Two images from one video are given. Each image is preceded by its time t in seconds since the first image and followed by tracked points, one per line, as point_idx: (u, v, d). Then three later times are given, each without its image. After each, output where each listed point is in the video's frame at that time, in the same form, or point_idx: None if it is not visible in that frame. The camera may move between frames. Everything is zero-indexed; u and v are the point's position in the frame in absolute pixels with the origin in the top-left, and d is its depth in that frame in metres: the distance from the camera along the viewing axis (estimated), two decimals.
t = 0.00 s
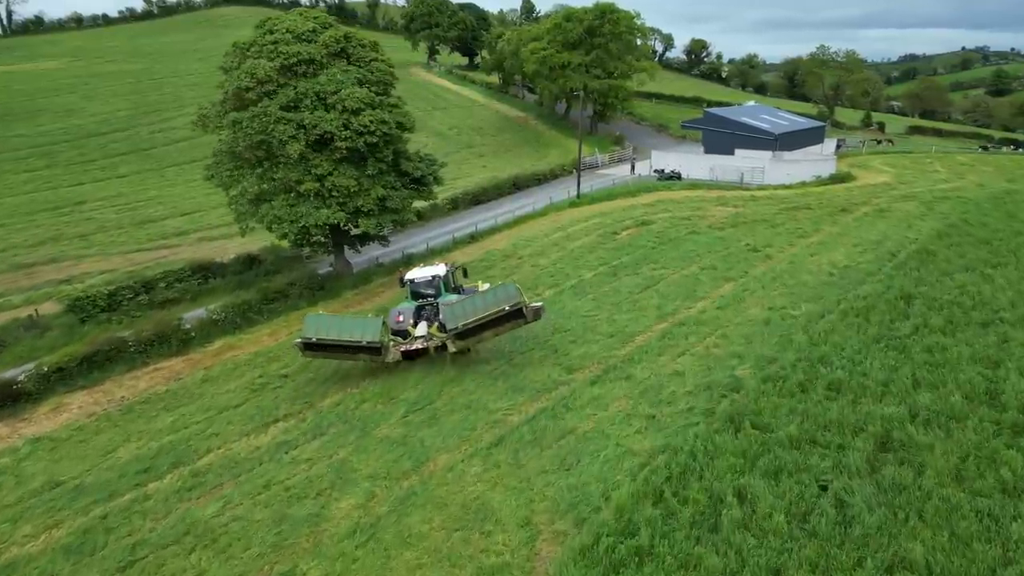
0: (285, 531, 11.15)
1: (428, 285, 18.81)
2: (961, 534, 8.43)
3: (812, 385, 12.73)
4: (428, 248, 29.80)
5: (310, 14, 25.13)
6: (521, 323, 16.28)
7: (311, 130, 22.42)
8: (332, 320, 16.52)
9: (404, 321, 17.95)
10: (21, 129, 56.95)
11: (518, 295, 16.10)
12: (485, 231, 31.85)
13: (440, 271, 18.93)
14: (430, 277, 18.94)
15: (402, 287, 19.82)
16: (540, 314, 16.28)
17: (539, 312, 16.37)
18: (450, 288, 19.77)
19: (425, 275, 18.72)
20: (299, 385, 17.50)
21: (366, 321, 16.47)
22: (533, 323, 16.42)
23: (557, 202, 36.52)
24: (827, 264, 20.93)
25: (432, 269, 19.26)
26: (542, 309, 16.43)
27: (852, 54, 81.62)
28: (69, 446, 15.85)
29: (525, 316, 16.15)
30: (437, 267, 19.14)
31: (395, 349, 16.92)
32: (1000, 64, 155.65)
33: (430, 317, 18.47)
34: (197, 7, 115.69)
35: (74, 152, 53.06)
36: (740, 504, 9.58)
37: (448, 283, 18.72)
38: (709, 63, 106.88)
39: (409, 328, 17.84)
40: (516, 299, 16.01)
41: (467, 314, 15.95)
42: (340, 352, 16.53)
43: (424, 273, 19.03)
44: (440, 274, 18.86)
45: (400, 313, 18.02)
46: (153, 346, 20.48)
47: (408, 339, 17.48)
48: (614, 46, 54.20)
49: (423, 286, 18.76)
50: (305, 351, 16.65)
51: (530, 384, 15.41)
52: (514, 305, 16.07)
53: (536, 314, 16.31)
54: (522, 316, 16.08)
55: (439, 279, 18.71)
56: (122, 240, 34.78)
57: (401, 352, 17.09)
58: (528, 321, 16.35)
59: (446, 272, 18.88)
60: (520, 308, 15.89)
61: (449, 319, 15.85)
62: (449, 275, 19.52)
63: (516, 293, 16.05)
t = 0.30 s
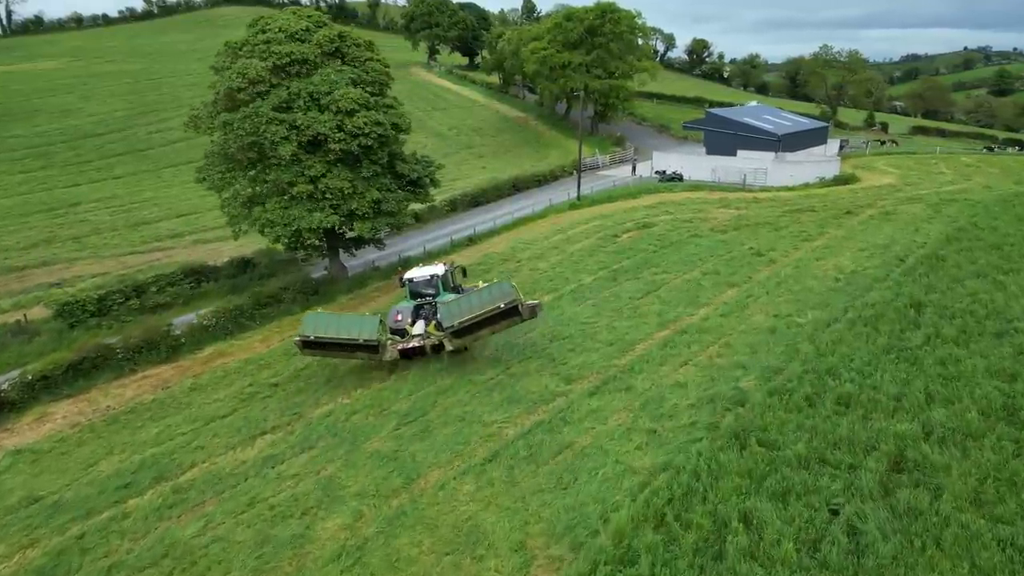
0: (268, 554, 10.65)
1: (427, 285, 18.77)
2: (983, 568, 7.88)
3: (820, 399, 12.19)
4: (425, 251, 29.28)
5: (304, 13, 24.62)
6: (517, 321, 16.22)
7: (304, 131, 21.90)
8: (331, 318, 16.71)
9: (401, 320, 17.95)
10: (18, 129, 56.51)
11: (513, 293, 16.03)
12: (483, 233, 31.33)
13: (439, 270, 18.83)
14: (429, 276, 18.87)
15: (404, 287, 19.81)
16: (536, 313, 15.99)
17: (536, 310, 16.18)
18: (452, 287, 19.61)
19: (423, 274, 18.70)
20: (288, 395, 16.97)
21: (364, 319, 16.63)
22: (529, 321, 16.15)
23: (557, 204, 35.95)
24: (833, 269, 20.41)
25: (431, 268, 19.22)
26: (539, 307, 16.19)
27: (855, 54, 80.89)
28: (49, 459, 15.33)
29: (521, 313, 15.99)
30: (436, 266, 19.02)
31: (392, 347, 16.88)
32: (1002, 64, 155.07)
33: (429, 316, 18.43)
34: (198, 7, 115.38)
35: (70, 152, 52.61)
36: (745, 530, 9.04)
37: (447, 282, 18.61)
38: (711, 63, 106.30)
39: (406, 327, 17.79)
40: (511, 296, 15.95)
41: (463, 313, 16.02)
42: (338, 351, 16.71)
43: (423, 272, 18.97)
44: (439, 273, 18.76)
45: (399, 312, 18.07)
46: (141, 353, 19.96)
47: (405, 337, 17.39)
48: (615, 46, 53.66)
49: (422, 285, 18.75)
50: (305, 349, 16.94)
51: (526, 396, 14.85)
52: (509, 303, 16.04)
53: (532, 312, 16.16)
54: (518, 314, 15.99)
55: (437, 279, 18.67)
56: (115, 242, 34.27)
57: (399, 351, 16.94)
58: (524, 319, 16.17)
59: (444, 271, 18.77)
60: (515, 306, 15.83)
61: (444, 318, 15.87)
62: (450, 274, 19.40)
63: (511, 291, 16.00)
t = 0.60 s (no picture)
0: None
1: (426, 285, 18.57)
2: None
3: (828, 413, 11.63)
4: (421, 255, 28.74)
5: (297, 11, 24.11)
6: (512, 324, 16.25)
7: (296, 132, 21.37)
8: (329, 316, 16.73)
9: (400, 319, 17.85)
10: (14, 130, 56.03)
11: (509, 295, 16.05)
12: (482, 236, 30.79)
13: (438, 269, 18.59)
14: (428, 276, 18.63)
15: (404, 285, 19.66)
16: (531, 315, 16.11)
17: (531, 313, 16.31)
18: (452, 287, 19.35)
19: (422, 274, 18.53)
20: (277, 405, 16.44)
21: (362, 318, 16.66)
22: (523, 323, 16.26)
23: (557, 206, 35.42)
24: (839, 274, 19.89)
25: (430, 267, 19.03)
26: (535, 309, 16.25)
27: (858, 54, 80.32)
28: (29, 471, 14.82)
29: (516, 316, 16.03)
30: (436, 266, 18.79)
31: (390, 346, 16.98)
32: (1005, 64, 154.29)
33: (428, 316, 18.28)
34: (198, 6, 115.00)
35: (66, 153, 52.14)
36: (752, 559, 8.51)
37: (446, 282, 18.40)
38: (712, 62, 105.74)
39: (404, 326, 17.71)
40: (507, 299, 15.97)
41: (460, 314, 15.98)
42: (335, 348, 16.74)
43: (423, 272, 18.73)
44: (438, 273, 18.53)
45: (398, 312, 17.96)
46: (127, 361, 19.44)
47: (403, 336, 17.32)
48: (616, 45, 53.16)
49: (420, 285, 18.58)
50: (303, 347, 16.90)
51: (523, 407, 14.32)
52: (505, 305, 16.03)
53: (527, 314, 16.18)
54: (513, 317, 16.03)
55: (436, 279, 18.49)
56: (107, 245, 33.76)
57: (396, 350, 16.97)
58: (519, 321, 16.21)
59: (444, 271, 18.52)
60: (511, 308, 15.89)
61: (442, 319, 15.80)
62: (451, 274, 19.14)
63: (508, 293, 16.04)
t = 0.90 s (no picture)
0: None
1: (426, 285, 18.40)
2: None
3: (837, 430, 11.10)
4: (417, 258, 28.22)
5: (289, 10, 23.63)
6: (509, 327, 16.27)
7: (288, 133, 20.86)
8: (328, 314, 16.92)
9: (399, 319, 17.88)
10: (9, 130, 55.54)
11: (506, 298, 16.05)
12: (480, 238, 30.28)
13: (438, 269, 18.37)
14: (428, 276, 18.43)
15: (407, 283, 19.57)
16: (528, 318, 16.09)
17: (529, 317, 16.31)
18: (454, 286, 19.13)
19: (422, 274, 18.34)
20: (266, 415, 15.90)
21: (360, 317, 16.79)
22: (521, 327, 16.26)
23: (557, 208, 34.89)
24: (844, 279, 19.39)
25: (431, 267, 18.80)
26: (531, 313, 16.22)
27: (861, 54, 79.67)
28: (7, 485, 14.31)
29: (513, 319, 16.06)
30: (436, 266, 18.56)
31: (388, 345, 16.99)
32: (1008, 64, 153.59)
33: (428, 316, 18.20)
34: (198, 6, 114.56)
35: (61, 153, 51.62)
36: None
37: (445, 283, 18.19)
38: (714, 62, 105.15)
39: (403, 326, 17.73)
40: (504, 302, 15.97)
41: (456, 316, 16.07)
42: (334, 347, 16.92)
43: (423, 271, 18.53)
44: (437, 274, 18.31)
45: (398, 311, 18.00)
46: (114, 368, 18.92)
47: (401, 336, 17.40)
48: (617, 45, 52.66)
49: (420, 285, 18.40)
50: (303, 343, 17.15)
51: (519, 419, 13.80)
52: (501, 308, 16.04)
53: (525, 318, 16.16)
54: (509, 320, 16.05)
55: (436, 279, 18.28)
56: (99, 247, 33.22)
57: (394, 350, 17.03)
58: (516, 325, 16.21)
59: (443, 272, 18.28)
60: (507, 312, 15.89)
61: (438, 319, 16.05)
62: (452, 273, 18.91)
63: (504, 297, 16.02)
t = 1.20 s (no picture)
0: None
1: (426, 284, 18.54)
2: None
3: (846, 447, 10.57)
4: (413, 262, 27.68)
5: (281, 7, 23.09)
6: (504, 327, 16.37)
7: (279, 136, 20.36)
8: (327, 311, 16.93)
9: (399, 318, 18.12)
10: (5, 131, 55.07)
11: (502, 299, 16.13)
12: (477, 241, 29.76)
13: (438, 269, 18.52)
14: (428, 275, 18.57)
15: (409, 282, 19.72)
16: (524, 319, 16.23)
17: (524, 317, 16.41)
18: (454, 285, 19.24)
19: (422, 272, 18.50)
20: (252, 427, 15.38)
21: (359, 314, 16.86)
22: (516, 327, 16.42)
23: (556, 210, 34.33)
24: (849, 284, 18.88)
25: (432, 266, 18.94)
26: (526, 314, 16.40)
27: (864, 54, 79.00)
28: None
29: (508, 320, 16.22)
30: (436, 265, 18.71)
31: (386, 343, 17.28)
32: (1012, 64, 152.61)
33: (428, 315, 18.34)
34: (199, 6, 114.13)
35: (57, 154, 51.10)
36: None
37: (444, 282, 18.32)
38: (716, 62, 104.54)
39: (403, 324, 17.91)
40: (500, 303, 16.06)
41: (453, 315, 15.86)
42: (333, 344, 17.01)
43: (423, 270, 18.69)
44: (437, 273, 18.45)
45: (398, 311, 18.23)
46: (98, 377, 18.42)
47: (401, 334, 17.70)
48: (618, 45, 52.16)
49: (420, 283, 18.54)
50: (302, 339, 17.17)
51: (513, 433, 13.27)
52: (497, 309, 16.11)
53: (520, 319, 16.33)
54: (505, 321, 16.19)
55: (436, 278, 18.43)
56: (91, 250, 32.70)
57: (392, 347, 17.32)
58: (511, 325, 16.35)
59: (443, 271, 18.42)
60: (502, 313, 16.01)
61: (435, 318, 15.75)
62: (453, 273, 19.03)
63: (500, 297, 16.08)
